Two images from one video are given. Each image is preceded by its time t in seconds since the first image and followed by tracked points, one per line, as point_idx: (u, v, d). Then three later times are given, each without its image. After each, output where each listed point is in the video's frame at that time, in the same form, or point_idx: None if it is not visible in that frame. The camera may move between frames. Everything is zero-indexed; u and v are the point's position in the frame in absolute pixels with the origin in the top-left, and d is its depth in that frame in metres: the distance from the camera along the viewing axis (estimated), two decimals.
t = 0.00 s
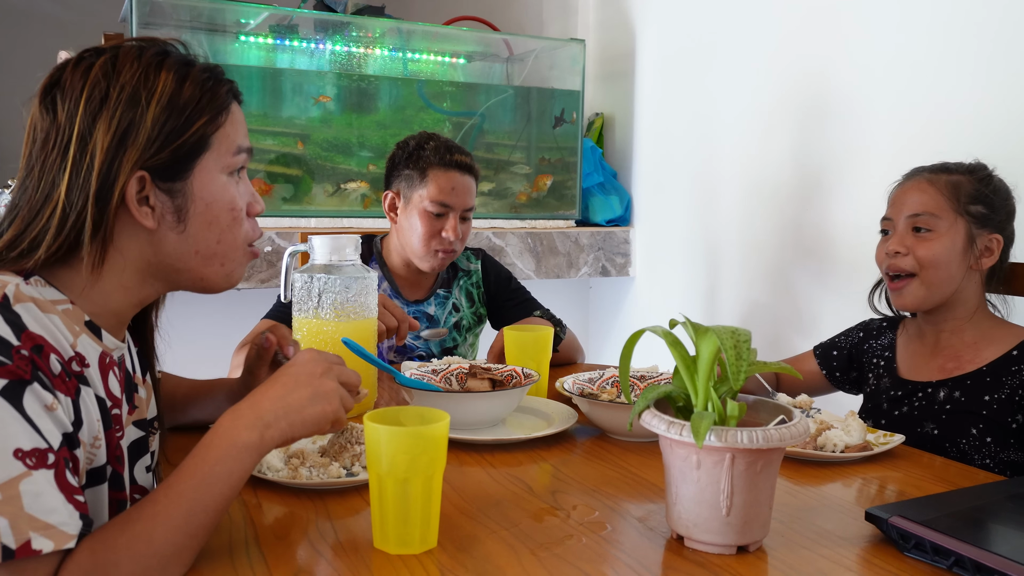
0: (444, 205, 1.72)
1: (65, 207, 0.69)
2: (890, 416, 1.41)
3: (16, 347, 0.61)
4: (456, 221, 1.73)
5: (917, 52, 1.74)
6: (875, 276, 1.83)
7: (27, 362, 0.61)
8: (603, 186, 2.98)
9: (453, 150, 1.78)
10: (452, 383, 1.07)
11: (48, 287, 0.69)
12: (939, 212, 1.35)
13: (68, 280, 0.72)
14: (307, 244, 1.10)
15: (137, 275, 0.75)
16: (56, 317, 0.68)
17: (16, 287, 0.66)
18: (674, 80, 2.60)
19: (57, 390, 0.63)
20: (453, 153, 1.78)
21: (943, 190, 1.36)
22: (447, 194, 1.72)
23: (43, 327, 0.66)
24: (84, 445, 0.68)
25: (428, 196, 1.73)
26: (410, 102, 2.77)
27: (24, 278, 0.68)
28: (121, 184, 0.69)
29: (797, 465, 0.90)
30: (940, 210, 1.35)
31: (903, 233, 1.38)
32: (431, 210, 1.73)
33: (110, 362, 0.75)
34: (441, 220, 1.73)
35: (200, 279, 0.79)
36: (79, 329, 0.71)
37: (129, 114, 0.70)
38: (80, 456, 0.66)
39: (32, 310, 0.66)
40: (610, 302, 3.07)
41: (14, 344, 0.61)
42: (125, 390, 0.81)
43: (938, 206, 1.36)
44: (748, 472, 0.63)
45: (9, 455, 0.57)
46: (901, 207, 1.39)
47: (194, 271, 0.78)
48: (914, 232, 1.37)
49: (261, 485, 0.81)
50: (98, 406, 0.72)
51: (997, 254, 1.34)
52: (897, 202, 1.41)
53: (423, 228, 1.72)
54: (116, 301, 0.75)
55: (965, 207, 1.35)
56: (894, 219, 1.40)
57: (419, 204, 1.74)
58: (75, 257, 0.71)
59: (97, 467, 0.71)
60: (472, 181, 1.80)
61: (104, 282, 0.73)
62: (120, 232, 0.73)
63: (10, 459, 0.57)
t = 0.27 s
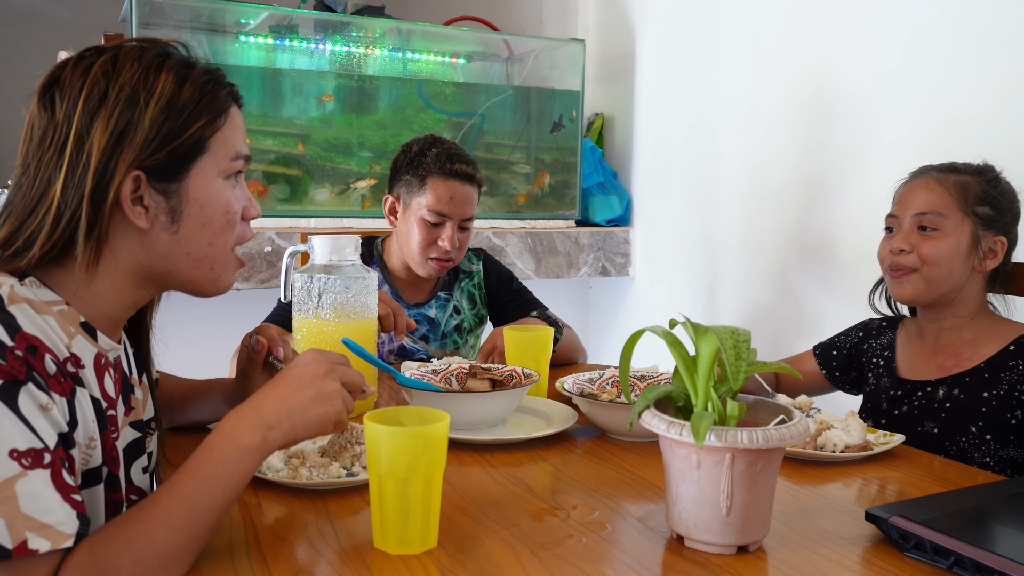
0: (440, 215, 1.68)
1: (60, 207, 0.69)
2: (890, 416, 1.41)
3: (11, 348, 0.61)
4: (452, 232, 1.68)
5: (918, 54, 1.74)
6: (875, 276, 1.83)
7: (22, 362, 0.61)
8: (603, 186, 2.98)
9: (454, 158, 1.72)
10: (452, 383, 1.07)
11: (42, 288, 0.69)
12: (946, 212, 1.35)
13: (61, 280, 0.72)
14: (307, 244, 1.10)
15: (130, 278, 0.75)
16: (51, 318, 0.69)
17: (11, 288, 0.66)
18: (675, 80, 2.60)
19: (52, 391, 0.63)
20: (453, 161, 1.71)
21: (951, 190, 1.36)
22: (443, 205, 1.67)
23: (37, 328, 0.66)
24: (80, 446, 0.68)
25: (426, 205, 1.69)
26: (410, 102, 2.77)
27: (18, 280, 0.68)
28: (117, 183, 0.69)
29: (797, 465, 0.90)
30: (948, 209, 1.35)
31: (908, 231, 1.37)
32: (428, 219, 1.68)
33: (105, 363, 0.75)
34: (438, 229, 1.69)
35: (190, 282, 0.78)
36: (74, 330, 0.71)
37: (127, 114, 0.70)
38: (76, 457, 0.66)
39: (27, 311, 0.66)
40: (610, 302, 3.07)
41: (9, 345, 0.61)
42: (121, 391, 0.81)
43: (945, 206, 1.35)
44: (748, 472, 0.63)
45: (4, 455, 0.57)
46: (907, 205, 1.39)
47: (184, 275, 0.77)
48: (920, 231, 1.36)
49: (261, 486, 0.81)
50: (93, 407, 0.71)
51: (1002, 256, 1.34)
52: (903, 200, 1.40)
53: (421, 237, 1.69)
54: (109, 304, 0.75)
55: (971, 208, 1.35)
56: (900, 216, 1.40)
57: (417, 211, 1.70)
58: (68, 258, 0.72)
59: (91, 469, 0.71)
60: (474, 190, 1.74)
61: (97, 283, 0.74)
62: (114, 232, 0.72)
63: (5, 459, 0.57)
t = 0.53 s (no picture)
0: (441, 219, 1.67)
1: (51, 204, 0.69)
2: (889, 416, 1.40)
3: None
4: (453, 236, 1.68)
5: (921, 56, 1.73)
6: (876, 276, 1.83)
7: (11, 361, 0.62)
8: (603, 186, 2.98)
9: (455, 162, 1.71)
10: (453, 382, 1.07)
11: (33, 287, 0.69)
12: (949, 213, 1.35)
13: (52, 279, 0.72)
14: (307, 244, 1.10)
15: (120, 277, 0.75)
16: (41, 318, 0.69)
17: None
18: (676, 81, 2.59)
19: (42, 390, 0.64)
20: (454, 165, 1.70)
21: (954, 190, 1.36)
22: (444, 210, 1.67)
23: (27, 328, 0.67)
24: (71, 446, 0.68)
25: (427, 209, 1.68)
26: (410, 102, 2.77)
27: (8, 279, 0.68)
28: (109, 181, 0.69)
29: (797, 465, 0.90)
30: (951, 209, 1.35)
31: (911, 231, 1.37)
32: (429, 224, 1.68)
33: (98, 364, 0.75)
34: (439, 233, 1.69)
35: (182, 282, 0.77)
36: (65, 330, 0.71)
37: (122, 112, 0.70)
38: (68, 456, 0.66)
39: (15, 310, 0.66)
40: (610, 302, 3.07)
41: None
42: (116, 391, 0.81)
43: (948, 206, 1.35)
44: (748, 472, 0.63)
45: None
46: (910, 205, 1.39)
47: (176, 274, 0.76)
48: (923, 231, 1.36)
49: (261, 486, 0.81)
50: (85, 407, 0.72)
51: (1005, 257, 1.34)
52: (906, 200, 1.40)
53: (421, 241, 1.69)
54: (100, 303, 0.75)
55: (974, 208, 1.35)
56: (902, 216, 1.40)
57: (417, 216, 1.70)
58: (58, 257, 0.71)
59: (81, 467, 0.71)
60: (475, 193, 1.73)
61: (86, 282, 0.73)
62: (105, 231, 0.72)
63: None
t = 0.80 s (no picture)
0: (442, 223, 1.67)
1: (44, 203, 0.69)
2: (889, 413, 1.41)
3: None
4: (455, 240, 1.68)
5: (923, 56, 1.73)
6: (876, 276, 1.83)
7: (5, 361, 0.62)
8: (603, 186, 2.98)
9: (456, 166, 1.71)
10: (453, 382, 1.07)
11: (25, 287, 0.70)
12: (947, 216, 1.35)
13: (44, 279, 0.72)
14: (307, 244, 1.10)
15: (111, 279, 0.74)
16: (35, 318, 0.69)
17: None
18: (676, 81, 2.59)
19: (37, 390, 0.64)
20: (455, 169, 1.70)
21: (951, 193, 1.36)
22: (445, 214, 1.66)
23: (21, 327, 0.67)
24: (66, 446, 0.68)
25: (428, 213, 1.68)
26: (410, 101, 2.77)
27: None
28: (103, 183, 0.69)
29: (797, 465, 0.90)
30: (949, 213, 1.35)
31: (910, 235, 1.37)
32: (430, 228, 1.68)
33: (91, 363, 0.76)
34: (440, 237, 1.68)
35: (171, 288, 0.77)
36: (59, 330, 0.71)
37: (121, 114, 0.70)
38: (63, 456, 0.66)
39: (10, 311, 0.66)
40: (610, 302, 3.07)
41: None
42: (111, 392, 0.81)
43: (946, 209, 1.35)
44: (748, 472, 0.63)
45: None
46: (908, 209, 1.39)
47: (166, 279, 0.76)
48: (922, 235, 1.36)
49: (261, 485, 0.81)
50: (79, 407, 0.72)
51: (1005, 257, 1.34)
52: (904, 203, 1.40)
53: (423, 244, 1.69)
54: (91, 304, 0.75)
55: (973, 210, 1.35)
56: (900, 220, 1.40)
57: (419, 220, 1.70)
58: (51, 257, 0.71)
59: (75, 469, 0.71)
60: (477, 197, 1.73)
61: (78, 282, 0.73)
62: (98, 232, 0.72)
63: None
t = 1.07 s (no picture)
0: (444, 224, 1.67)
1: (40, 203, 0.69)
2: (889, 411, 1.41)
3: None
4: (456, 240, 1.68)
5: (922, 56, 1.73)
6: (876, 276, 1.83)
7: (4, 362, 0.62)
8: (603, 186, 2.98)
9: (458, 166, 1.71)
10: (452, 382, 1.07)
11: (23, 287, 0.70)
12: (949, 220, 1.33)
13: (42, 279, 0.72)
14: (307, 244, 1.10)
15: (108, 279, 0.74)
16: (33, 317, 0.69)
17: None
18: (676, 81, 2.59)
19: (35, 390, 0.64)
20: (457, 169, 1.70)
21: (952, 197, 1.34)
22: (447, 214, 1.67)
23: (19, 327, 0.67)
24: (65, 445, 0.68)
25: (429, 213, 1.68)
26: (410, 101, 2.77)
27: None
28: (99, 182, 0.69)
29: (797, 465, 0.90)
30: (950, 217, 1.33)
31: (912, 239, 1.36)
32: (431, 228, 1.68)
33: (91, 362, 0.76)
34: (441, 237, 1.69)
35: (165, 289, 0.77)
36: (57, 329, 0.71)
37: (117, 113, 0.70)
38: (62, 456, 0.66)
39: (9, 310, 0.66)
40: (610, 302, 3.07)
41: None
42: (111, 391, 0.81)
43: (947, 213, 1.34)
44: (748, 472, 0.63)
45: None
46: (909, 212, 1.37)
47: (161, 281, 0.76)
48: (923, 238, 1.35)
49: (261, 485, 0.81)
50: (79, 406, 0.72)
51: (1005, 259, 1.34)
52: (905, 206, 1.39)
53: (424, 244, 1.69)
54: (88, 304, 0.75)
55: (974, 214, 1.34)
56: (901, 223, 1.39)
57: (420, 219, 1.70)
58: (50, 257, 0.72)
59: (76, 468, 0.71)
60: (479, 197, 1.73)
61: (75, 283, 0.73)
62: (95, 231, 0.72)
63: None
